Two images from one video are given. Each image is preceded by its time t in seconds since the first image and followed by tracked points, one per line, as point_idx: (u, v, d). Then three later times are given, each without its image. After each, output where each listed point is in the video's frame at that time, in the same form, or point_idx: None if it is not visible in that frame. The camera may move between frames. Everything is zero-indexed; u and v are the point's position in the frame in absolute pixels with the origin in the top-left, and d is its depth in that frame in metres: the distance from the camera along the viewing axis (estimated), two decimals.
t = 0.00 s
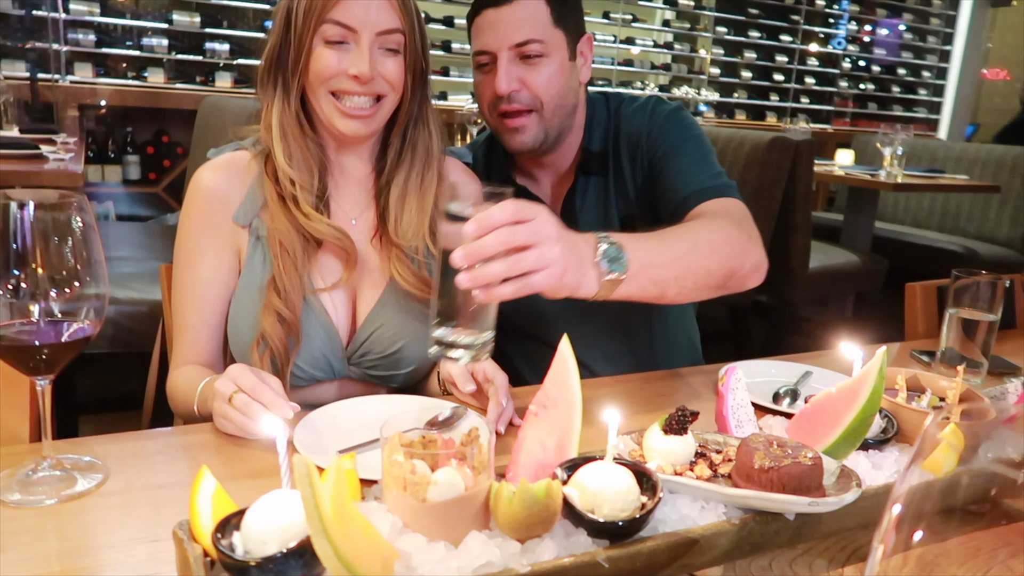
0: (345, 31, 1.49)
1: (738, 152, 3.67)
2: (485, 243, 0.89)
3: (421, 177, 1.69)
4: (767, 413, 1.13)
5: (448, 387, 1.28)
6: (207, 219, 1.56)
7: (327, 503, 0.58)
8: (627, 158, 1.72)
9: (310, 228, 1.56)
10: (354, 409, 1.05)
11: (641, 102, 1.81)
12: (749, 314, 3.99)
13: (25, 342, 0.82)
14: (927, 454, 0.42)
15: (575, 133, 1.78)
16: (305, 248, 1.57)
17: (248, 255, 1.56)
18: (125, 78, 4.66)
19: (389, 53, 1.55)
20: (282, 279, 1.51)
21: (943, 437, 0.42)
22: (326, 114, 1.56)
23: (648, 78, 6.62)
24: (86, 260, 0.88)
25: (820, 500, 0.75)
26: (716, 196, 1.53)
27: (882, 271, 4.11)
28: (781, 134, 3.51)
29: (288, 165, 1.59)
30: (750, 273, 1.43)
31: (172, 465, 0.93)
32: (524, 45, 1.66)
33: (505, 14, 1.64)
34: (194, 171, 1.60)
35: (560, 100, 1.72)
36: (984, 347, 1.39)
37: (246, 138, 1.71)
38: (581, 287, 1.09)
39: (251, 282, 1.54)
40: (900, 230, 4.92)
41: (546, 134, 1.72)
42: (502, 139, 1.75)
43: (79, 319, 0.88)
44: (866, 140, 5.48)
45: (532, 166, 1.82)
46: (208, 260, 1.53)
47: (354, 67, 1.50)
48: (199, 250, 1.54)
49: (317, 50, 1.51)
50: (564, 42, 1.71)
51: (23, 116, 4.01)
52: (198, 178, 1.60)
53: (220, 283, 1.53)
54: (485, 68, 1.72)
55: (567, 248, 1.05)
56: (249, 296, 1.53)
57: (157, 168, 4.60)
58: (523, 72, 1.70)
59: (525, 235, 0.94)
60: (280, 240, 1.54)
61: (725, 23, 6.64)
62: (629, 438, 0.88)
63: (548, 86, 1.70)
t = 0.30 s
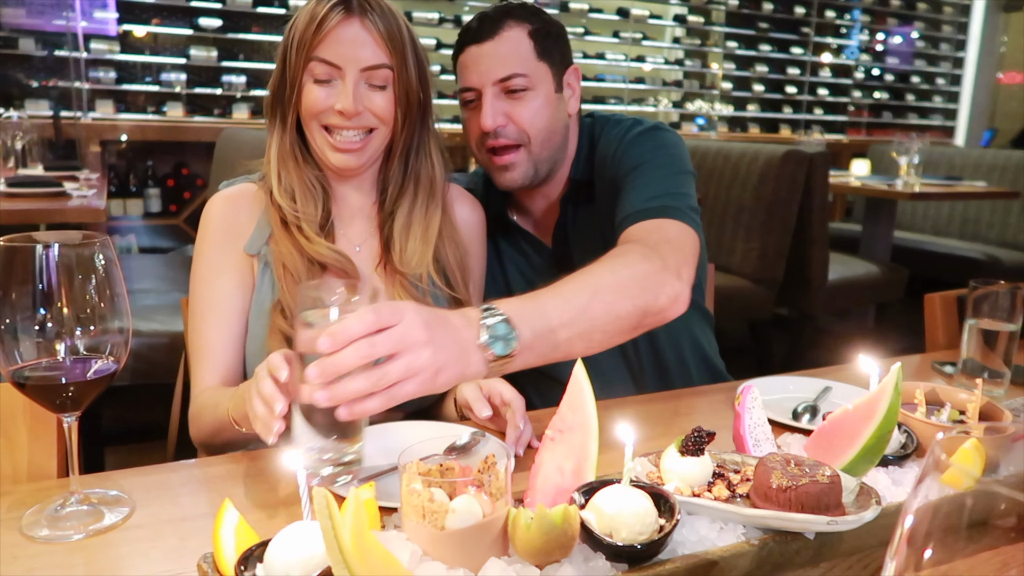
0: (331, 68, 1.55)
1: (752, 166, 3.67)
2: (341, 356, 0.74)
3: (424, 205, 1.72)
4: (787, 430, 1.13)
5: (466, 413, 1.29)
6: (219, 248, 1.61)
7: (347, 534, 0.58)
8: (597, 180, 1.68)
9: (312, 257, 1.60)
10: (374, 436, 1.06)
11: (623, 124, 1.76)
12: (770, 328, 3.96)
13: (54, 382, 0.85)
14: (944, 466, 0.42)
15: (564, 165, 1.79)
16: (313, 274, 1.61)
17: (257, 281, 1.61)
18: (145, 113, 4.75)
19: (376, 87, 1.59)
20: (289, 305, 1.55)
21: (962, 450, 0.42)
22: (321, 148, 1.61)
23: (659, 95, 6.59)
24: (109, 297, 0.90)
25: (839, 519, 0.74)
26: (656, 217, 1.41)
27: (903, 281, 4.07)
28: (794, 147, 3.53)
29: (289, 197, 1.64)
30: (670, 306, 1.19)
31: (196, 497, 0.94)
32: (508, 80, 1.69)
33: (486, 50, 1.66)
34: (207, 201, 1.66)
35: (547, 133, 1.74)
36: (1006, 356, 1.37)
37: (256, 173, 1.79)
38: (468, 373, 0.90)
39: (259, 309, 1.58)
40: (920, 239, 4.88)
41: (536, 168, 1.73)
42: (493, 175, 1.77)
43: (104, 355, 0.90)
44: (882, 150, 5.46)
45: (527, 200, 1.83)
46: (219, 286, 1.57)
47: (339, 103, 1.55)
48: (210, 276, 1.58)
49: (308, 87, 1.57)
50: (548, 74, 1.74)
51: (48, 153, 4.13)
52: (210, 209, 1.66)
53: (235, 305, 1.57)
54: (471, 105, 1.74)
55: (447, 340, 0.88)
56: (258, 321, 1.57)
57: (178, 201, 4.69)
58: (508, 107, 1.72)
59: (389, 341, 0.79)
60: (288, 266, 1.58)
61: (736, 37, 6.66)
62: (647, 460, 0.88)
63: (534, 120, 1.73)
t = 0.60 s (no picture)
0: (335, 78, 1.57)
1: (767, 168, 3.65)
2: (255, 421, 0.71)
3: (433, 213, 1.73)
4: (803, 434, 1.13)
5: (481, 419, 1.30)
6: (233, 248, 1.65)
7: (363, 542, 0.59)
8: (584, 194, 1.67)
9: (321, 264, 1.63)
10: (390, 442, 1.07)
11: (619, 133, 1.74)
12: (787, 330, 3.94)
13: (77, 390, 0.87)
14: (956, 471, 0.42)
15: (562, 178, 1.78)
16: (323, 279, 1.63)
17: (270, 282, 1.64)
18: (163, 123, 4.79)
19: (381, 96, 1.60)
20: (300, 307, 1.58)
21: (979, 454, 0.42)
22: (326, 157, 1.63)
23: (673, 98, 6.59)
24: (130, 307, 0.92)
25: (853, 523, 0.75)
26: (615, 229, 1.37)
27: (922, 282, 4.03)
28: (810, 148, 3.51)
29: (299, 203, 1.66)
30: (613, 326, 1.15)
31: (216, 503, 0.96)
32: (501, 97, 1.66)
33: (479, 67, 1.63)
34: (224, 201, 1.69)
35: (542, 147, 1.72)
36: None
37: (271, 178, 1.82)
38: (398, 417, 0.87)
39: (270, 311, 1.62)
40: (939, 239, 4.83)
41: (531, 186, 1.73)
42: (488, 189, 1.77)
43: (126, 364, 0.91)
44: (899, 149, 5.42)
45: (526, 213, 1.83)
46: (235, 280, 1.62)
47: (343, 112, 1.57)
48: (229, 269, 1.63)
49: (314, 97, 1.60)
50: (543, 90, 1.71)
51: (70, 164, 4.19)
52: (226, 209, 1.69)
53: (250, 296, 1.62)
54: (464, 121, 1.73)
55: (371, 388, 0.83)
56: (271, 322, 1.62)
57: (195, 209, 4.70)
58: (501, 123, 1.70)
59: (305, 401, 0.74)
60: (298, 270, 1.61)
61: (749, 38, 6.62)
62: (661, 466, 0.89)
63: (530, 136, 1.71)
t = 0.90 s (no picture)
0: (346, 67, 1.57)
1: (785, 158, 3.61)
2: (235, 451, 0.73)
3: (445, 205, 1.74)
4: (818, 426, 1.13)
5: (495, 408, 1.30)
6: (250, 234, 1.66)
7: (379, 530, 0.60)
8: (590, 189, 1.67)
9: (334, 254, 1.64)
10: (407, 431, 1.07)
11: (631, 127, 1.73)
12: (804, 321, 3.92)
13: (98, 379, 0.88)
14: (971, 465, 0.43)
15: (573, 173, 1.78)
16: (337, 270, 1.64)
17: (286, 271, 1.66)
18: (180, 113, 4.82)
19: (392, 86, 1.61)
20: (314, 297, 1.60)
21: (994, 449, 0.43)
22: (339, 147, 1.64)
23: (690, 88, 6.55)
24: (150, 296, 0.93)
25: (867, 516, 0.75)
26: (609, 224, 1.35)
27: (941, 274, 3.99)
28: (828, 138, 3.47)
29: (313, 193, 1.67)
30: (591, 326, 1.15)
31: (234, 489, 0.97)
32: (514, 92, 1.66)
33: (490, 63, 1.63)
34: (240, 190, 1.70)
35: (557, 144, 1.72)
36: None
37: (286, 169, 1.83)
38: (381, 428, 0.88)
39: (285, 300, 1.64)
40: (960, 230, 4.78)
41: (544, 181, 1.73)
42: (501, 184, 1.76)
43: (146, 352, 0.93)
44: (919, 139, 5.35)
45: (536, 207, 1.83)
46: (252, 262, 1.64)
47: (354, 102, 1.57)
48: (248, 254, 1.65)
49: (326, 87, 1.60)
50: (556, 85, 1.71)
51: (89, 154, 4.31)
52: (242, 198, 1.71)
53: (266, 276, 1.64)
54: (478, 116, 1.72)
55: (349, 406, 0.83)
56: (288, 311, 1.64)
57: (213, 198, 4.78)
58: (515, 118, 1.69)
59: (284, 428, 0.76)
60: (312, 260, 1.62)
61: (768, 27, 6.53)
62: (675, 457, 0.89)
63: (543, 132, 1.70)
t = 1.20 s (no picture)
0: (366, 52, 1.58)
1: (806, 146, 3.57)
2: (326, 368, 0.77)
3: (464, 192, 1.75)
4: (830, 418, 1.13)
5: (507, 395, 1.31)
6: (271, 227, 1.62)
7: (388, 515, 0.61)
8: (625, 169, 1.68)
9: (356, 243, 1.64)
10: (422, 417, 1.09)
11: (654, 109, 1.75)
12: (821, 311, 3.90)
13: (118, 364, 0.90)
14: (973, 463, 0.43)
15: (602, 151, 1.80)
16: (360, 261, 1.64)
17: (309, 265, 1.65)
18: (201, 98, 4.85)
19: (411, 71, 1.61)
20: (338, 289, 1.60)
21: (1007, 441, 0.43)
22: (358, 134, 1.64)
23: (710, 74, 6.50)
24: (169, 283, 0.95)
25: (873, 508, 0.75)
26: (664, 202, 1.36)
27: (963, 264, 3.95)
28: (850, 126, 3.42)
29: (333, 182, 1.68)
30: (664, 299, 1.13)
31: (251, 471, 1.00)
32: (551, 72, 1.66)
33: (527, 43, 1.63)
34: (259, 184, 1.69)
35: (591, 122, 1.74)
36: None
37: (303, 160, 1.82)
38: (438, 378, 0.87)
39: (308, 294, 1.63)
40: (983, 220, 4.71)
41: (579, 155, 1.74)
42: (535, 163, 1.76)
43: (164, 339, 0.95)
44: (943, 127, 5.28)
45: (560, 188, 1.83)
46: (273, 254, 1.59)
47: (374, 87, 1.57)
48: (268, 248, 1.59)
49: (345, 73, 1.60)
50: (590, 65, 1.72)
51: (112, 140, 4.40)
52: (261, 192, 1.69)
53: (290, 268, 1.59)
54: (514, 96, 1.71)
55: (425, 342, 0.86)
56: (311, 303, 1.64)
57: (233, 183, 4.79)
58: (554, 97, 1.70)
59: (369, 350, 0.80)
60: (335, 250, 1.62)
61: (791, 13, 6.46)
62: (684, 446, 0.90)
63: (580, 110, 1.71)
